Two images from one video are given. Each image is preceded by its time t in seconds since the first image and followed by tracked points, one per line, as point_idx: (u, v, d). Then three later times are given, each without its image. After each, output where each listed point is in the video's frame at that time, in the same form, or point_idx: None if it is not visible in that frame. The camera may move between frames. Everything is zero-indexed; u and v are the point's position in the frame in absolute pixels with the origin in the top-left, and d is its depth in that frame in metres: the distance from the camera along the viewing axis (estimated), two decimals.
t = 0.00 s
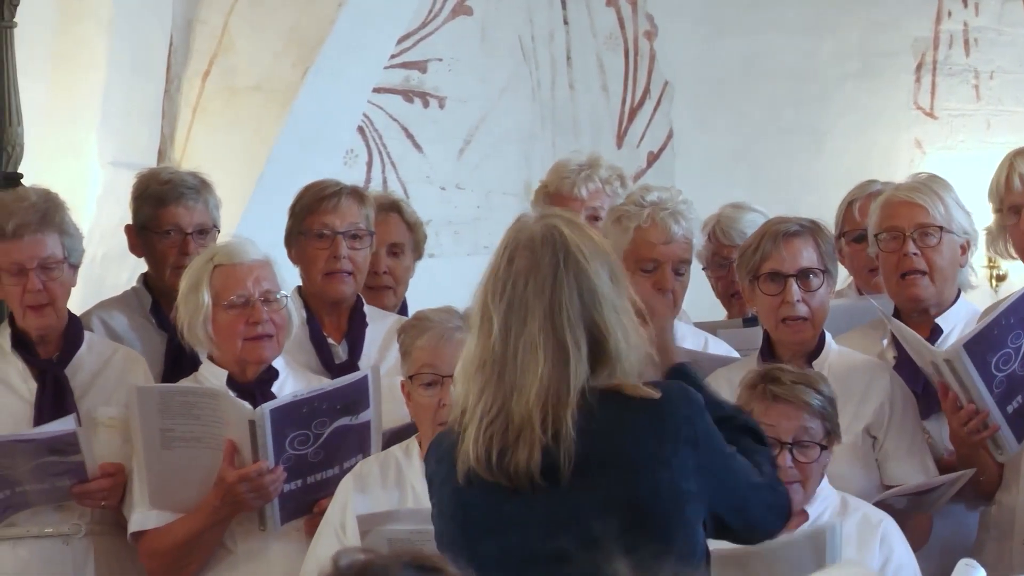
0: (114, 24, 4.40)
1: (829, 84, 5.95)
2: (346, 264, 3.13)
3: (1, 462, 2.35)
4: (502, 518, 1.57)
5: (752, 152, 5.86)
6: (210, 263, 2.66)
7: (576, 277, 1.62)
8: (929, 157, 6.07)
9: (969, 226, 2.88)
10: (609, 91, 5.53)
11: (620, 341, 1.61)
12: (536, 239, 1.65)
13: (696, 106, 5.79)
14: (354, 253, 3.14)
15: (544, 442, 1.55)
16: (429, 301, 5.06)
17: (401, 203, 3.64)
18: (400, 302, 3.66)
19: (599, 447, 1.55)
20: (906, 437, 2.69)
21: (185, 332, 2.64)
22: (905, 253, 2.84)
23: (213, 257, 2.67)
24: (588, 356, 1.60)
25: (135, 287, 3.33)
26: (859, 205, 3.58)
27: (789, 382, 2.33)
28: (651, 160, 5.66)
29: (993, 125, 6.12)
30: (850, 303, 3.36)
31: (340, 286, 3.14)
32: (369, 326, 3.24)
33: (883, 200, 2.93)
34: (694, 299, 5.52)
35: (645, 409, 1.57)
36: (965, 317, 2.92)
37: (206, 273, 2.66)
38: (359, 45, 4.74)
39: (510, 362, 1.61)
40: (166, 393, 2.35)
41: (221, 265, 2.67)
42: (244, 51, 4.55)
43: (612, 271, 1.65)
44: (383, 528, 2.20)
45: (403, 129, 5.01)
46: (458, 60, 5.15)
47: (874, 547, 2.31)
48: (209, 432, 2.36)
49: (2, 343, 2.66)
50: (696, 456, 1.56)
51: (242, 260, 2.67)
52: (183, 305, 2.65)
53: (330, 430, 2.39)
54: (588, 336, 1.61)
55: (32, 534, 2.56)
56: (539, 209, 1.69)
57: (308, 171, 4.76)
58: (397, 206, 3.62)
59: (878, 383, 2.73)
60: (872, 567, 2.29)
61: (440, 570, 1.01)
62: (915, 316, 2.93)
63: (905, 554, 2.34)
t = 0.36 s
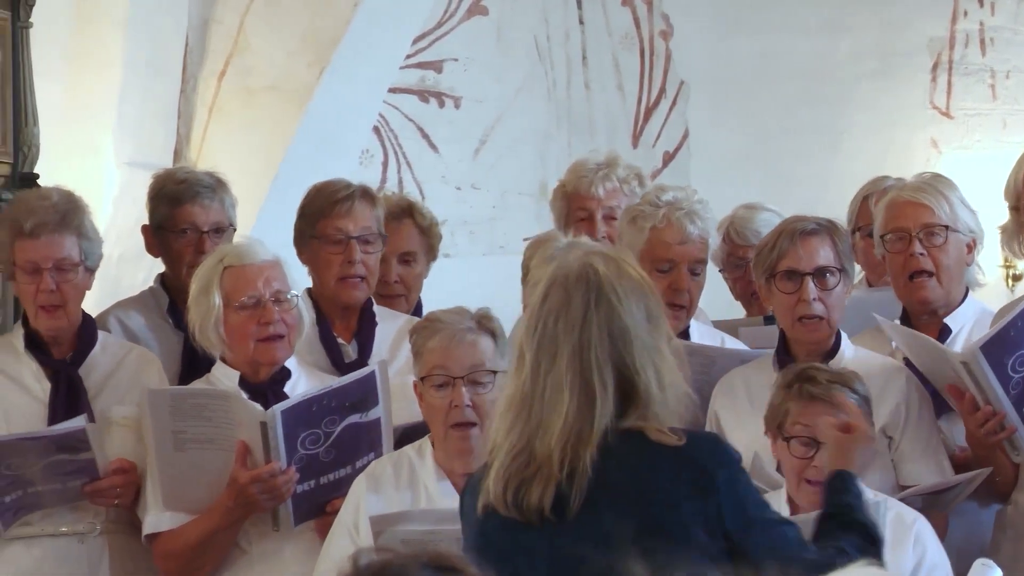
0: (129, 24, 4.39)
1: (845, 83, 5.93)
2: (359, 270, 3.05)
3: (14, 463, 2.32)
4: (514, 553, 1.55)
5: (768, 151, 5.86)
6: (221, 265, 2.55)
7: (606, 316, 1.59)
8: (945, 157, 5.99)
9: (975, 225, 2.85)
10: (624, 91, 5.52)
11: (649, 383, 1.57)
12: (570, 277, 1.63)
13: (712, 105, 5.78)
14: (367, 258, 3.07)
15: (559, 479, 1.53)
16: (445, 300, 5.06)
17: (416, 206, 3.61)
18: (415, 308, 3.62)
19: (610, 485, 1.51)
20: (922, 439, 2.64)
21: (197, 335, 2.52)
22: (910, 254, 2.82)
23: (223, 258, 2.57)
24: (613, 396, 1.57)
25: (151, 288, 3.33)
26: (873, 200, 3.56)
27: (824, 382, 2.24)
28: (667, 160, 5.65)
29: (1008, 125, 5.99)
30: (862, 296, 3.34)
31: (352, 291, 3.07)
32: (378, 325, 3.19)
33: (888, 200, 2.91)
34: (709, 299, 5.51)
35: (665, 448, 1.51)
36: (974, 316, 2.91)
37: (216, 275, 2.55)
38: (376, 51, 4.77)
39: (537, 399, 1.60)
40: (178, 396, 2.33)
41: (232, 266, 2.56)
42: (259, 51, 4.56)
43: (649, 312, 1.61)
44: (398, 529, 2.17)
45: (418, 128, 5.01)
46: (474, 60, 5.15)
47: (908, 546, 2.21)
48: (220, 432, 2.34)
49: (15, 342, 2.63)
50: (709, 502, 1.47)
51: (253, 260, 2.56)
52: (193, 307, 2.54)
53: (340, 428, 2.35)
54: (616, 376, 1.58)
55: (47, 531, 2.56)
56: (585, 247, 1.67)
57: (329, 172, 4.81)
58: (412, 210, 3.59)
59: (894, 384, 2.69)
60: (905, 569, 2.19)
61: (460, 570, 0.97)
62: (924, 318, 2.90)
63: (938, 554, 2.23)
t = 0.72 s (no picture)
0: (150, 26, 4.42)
1: (864, 84, 5.86)
2: (384, 286, 2.89)
3: (28, 463, 2.32)
4: (549, 518, 1.54)
5: (788, 151, 5.83)
6: (237, 265, 2.53)
7: (644, 284, 1.56)
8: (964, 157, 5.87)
9: (993, 226, 2.82)
10: (643, 92, 5.50)
11: (688, 350, 1.53)
12: (611, 242, 1.60)
13: (732, 106, 5.74)
14: (390, 271, 2.90)
15: (595, 446, 1.52)
16: (462, 300, 5.07)
17: (432, 205, 3.55)
18: (429, 306, 3.56)
19: (644, 450, 1.50)
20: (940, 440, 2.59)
21: (214, 336, 2.51)
22: (929, 255, 2.79)
23: (240, 259, 2.55)
24: (650, 364, 1.54)
25: (170, 289, 3.33)
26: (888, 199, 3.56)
27: (856, 381, 2.19)
28: (685, 160, 5.65)
29: None
30: (885, 295, 3.30)
31: (377, 305, 2.91)
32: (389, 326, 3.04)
33: (906, 201, 2.88)
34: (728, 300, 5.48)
35: (699, 419, 1.50)
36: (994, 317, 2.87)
37: (232, 275, 2.52)
38: (397, 41, 4.74)
39: (573, 366, 1.57)
40: (195, 391, 2.32)
41: (247, 267, 2.54)
42: (278, 52, 4.56)
43: (690, 278, 1.57)
44: (416, 529, 2.11)
45: (436, 129, 5.03)
46: (492, 61, 5.15)
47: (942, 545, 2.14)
48: (236, 429, 2.31)
49: (32, 342, 2.63)
50: (746, 476, 1.47)
51: (268, 261, 2.54)
52: (210, 308, 2.53)
53: (357, 425, 2.31)
54: (654, 344, 1.54)
55: (63, 533, 2.55)
56: (626, 215, 1.64)
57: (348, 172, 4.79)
58: (427, 209, 3.53)
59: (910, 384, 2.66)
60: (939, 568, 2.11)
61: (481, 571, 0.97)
62: (944, 318, 2.86)
63: (971, 553, 2.16)
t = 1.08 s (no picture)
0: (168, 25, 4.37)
1: (885, 83, 5.82)
2: (399, 286, 2.87)
3: (47, 474, 2.30)
4: (584, 544, 1.52)
5: (809, 150, 5.80)
6: (248, 269, 2.52)
7: (662, 300, 1.56)
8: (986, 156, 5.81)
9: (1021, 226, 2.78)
10: (663, 92, 5.48)
11: (707, 368, 1.53)
12: (630, 262, 1.61)
13: (754, 105, 5.70)
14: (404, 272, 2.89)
15: (625, 469, 1.50)
16: (481, 300, 5.06)
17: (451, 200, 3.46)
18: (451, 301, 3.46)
19: (676, 475, 1.47)
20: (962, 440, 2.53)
21: (226, 340, 2.51)
22: (956, 253, 2.76)
23: (250, 262, 2.53)
24: (671, 384, 1.54)
25: (189, 289, 3.33)
26: (910, 200, 3.53)
27: (880, 382, 2.20)
28: (706, 160, 5.61)
29: None
30: (903, 301, 3.26)
31: (390, 306, 2.88)
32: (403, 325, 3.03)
33: (935, 198, 2.85)
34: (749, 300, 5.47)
35: (743, 453, 1.45)
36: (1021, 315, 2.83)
37: (243, 278, 2.51)
38: (417, 42, 4.76)
39: (602, 389, 1.58)
40: (210, 392, 2.31)
41: (258, 271, 2.52)
42: (299, 53, 4.58)
43: (710, 292, 1.55)
44: (440, 524, 2.06)
45: (457, 130, 5.02)
46: (513, 61, 5.14)
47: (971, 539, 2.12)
48: (252, 430, 2.30)
49: (53, 343, 2.63)
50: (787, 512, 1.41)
51: (279, 263, 2.52)
52: (221, 309, 2.52)
53: (372, 425, 2.30)
54: (674, 362, 1.55)
55: (85, 534, 2.56)
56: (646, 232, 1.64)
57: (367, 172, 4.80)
58: (448, 204, 3.44)
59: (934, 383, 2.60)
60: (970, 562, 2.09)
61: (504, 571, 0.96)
62: (968, 317, 2.83)
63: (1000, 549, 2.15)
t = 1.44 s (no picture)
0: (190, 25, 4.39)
1: (907, 83, 5.75)
2: (423, 287, 2.86)
3: (68, 477, 2.31)
4: (624, 524, 1.53)
5: (831, 151, 5.76)
6: (265, 270, 2.51)
7: (705, 275, 1.54)
8: (1008, 156, 5.63)
9: None
10: (685, 92, 5.46)
11: (752, 338, 1.51)
12: (672, 235, 1.59)
13: (774, 106, 5.70)
14: (428, 272, 2.88)
15: (663, 444, 1.49)
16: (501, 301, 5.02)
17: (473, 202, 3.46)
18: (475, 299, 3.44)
19: (711, 449, 1.48)
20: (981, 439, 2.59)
21: (245, 342, 2.51)
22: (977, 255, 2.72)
23: (267, 264, 2.52)
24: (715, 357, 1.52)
25: (210, 289, 3.34)
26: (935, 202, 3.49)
27: (891, 386, 2.16)
28: (727, 160, 5.59)
29: None
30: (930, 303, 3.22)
31: (415, 306, 2.88)
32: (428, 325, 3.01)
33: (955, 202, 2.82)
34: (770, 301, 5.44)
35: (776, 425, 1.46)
36: None
37: (260, 278, 2.50)
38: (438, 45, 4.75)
39: (639, 363, 1.56)
40: (229, 394, 2.29)
41: (275, 272, 2.51)
42: (320, 53, 4.58)
43: (755, 266, 1.54)
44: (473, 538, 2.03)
45: (478, 130, 5.01)
46: (534, 61, 5.12)
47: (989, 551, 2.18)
48: (272, 432, 2.29)
49: (74, 344, 2.63)
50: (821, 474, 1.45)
51: (297, 265, 2.51)
52: (240, 309, 2.52)
53: (390, 427, 2.29)
54: (717, 335, 1.53)
55: (107, 534, 2.56)
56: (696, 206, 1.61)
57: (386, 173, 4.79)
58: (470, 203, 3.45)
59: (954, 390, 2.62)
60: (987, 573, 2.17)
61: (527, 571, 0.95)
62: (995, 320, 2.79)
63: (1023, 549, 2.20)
